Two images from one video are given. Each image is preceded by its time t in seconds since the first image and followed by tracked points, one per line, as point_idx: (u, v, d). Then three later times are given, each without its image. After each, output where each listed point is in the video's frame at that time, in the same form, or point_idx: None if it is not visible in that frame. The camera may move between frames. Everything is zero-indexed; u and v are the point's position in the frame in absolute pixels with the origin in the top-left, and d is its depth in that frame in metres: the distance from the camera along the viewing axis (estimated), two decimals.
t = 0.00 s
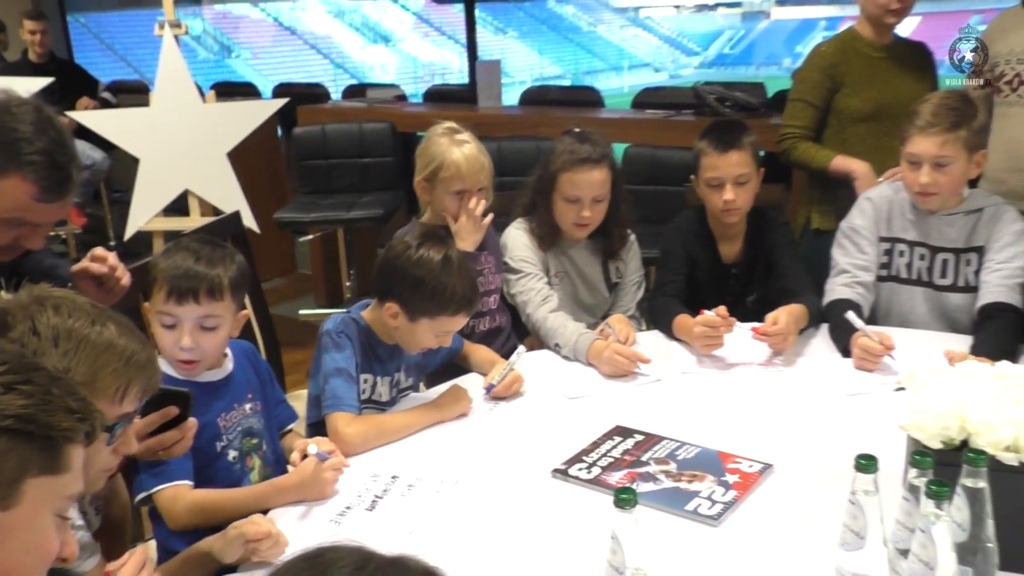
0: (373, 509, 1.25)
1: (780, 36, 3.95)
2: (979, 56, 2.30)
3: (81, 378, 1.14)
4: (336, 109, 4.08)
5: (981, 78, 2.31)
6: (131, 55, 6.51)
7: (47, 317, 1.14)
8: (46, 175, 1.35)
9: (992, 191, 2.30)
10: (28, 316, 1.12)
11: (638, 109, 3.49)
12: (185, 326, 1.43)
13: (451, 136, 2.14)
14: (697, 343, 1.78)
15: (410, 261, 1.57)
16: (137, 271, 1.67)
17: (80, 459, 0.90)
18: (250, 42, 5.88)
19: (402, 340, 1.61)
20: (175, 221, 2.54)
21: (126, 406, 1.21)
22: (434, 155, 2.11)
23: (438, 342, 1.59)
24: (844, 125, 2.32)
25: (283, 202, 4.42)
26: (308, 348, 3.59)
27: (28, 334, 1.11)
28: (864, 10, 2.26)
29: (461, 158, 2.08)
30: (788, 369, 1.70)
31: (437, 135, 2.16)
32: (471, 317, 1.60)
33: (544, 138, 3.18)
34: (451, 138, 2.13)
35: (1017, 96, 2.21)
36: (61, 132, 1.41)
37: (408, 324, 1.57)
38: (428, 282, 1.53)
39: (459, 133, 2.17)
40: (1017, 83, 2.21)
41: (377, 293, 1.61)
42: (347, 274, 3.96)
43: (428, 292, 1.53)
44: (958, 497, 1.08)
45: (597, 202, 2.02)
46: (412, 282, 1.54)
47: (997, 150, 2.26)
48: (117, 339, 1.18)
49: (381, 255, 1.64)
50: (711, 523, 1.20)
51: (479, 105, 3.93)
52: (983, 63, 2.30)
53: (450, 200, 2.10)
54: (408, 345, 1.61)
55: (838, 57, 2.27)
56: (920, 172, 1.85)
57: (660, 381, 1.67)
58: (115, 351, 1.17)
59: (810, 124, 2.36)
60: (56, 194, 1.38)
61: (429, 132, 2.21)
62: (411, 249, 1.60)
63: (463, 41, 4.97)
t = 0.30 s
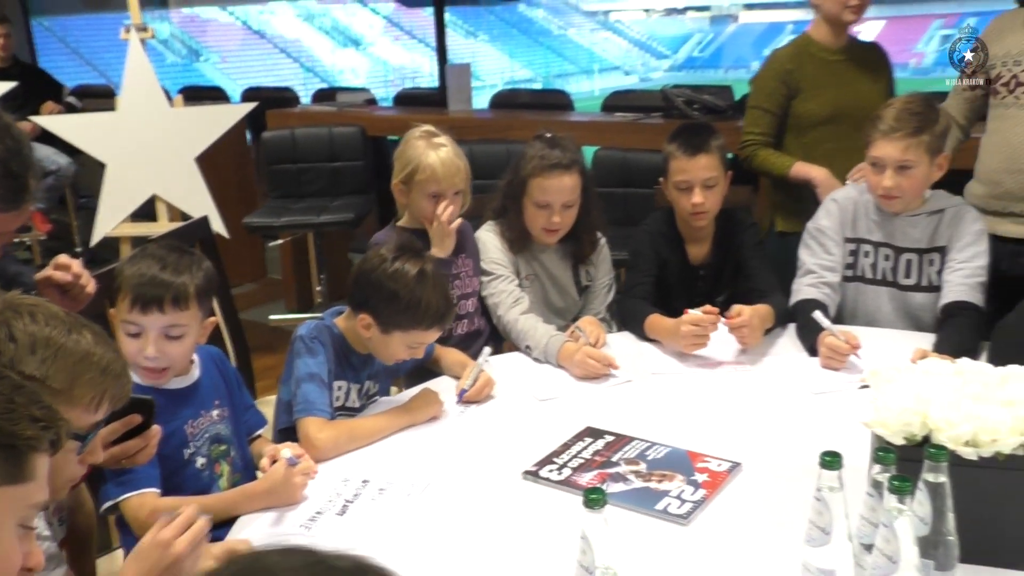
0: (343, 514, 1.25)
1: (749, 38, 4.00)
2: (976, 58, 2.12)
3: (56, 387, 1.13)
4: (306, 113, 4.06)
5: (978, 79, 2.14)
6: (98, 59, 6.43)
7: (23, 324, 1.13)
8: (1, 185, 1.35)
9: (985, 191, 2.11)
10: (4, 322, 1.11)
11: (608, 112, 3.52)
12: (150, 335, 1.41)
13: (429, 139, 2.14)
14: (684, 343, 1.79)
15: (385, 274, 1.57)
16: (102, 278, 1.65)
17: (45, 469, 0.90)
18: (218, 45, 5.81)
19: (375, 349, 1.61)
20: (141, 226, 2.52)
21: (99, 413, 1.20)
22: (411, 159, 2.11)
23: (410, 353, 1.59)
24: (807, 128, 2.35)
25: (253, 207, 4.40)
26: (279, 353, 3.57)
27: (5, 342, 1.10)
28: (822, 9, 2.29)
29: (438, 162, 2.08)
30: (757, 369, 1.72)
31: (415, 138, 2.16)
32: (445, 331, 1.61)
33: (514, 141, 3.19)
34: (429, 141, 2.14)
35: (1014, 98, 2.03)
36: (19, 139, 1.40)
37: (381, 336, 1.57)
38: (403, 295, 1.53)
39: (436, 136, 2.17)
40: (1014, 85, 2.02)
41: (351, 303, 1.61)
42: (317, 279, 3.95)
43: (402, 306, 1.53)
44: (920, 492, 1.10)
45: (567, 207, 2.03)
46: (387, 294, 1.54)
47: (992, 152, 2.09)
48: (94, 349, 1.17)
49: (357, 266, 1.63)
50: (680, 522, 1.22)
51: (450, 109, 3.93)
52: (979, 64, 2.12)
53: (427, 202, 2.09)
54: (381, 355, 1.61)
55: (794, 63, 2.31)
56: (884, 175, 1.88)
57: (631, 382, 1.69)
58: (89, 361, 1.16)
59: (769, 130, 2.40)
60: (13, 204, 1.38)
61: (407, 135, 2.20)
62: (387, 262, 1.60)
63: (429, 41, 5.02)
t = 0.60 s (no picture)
0: (312, 520, 1.24)
1: (715, 43, 4.05)
2: (976, 57, 2.12)
3: (21, 393, 1.12)
4: (275, 119, 4.04)
5: (977, 79, 2.14)
6: (63, 64, 6.34)
7: None
8: None
9: (986, 194, 2.09)
10: None
11: (576, 117, 3.54)
12: (115, 345, 1.39)
13: (403, 145, 2.13)
14: (648, 341, 1.82)
15: (357, 281, 1.57)
16: (65, 286, 1.63)
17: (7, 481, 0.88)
18: (185, 51, 5.78)
19: (344, 356, 1.61)
20: (106, 233, 2.49)
21: (63, 420, 1.19)
22: (384, 164, 2.10)
23: (380, 360, 1.59)
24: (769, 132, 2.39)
25: (220, 213, 4.36)
26: (247, 360, 3.54)
27: None
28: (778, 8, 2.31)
29: (413, 168, 2.08)
30: (724, 370, 1.74)
31: (389, 144, 2.15)
32: (416, 338, 1.61)
33: (482, 146, 3.20)
34: (403, 147, 2.12)
35: (1016, 101, 2.03)
36: None
37: (350, 342, 1.57)
38: (374, 304, 1.53)
39: (412, 142, 2.17)
40: (1016, 87, 2.02)
41: (320, 309, 1.61)
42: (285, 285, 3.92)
43: (373, 314, 1.53)
44: (880, 489, 1.12)
45: (538, 213, 2.04)
46: (357, 302, 1.54)
47: (995, 152, 2.07)
48: (58, 355, 1.16)
49: (328, 273, 1.63)
50: (648, 523, 1.23)
51: (419, 114, 3.94)
52: (978, 65, 2.12)
53: (398, 206, 2.10)
54: (351, 362, 1.61)
55: (752, 72, 2.32)
56: (845, 178, 1.91)
57: (599, 385, 1.70)
58: (53, 367, 1.15)
59: (730, 141, 2.40)
60: None
61: (382, 140, 2.19)
62: (358, 270, 1.60)
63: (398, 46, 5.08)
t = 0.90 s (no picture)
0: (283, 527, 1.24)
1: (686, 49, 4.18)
2: (975, 58, 2.08)
3: None
4: (245, 125, 4.03)
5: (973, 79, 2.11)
6: (26, 70, 6.26)
7: None
8: None
9: (970, 197, 2.12)
10: None
11: (548, 122, 3.57)
12: (127, 351, 1.39)
13: (378, 148, 2.13)
14: (620, 343, 1.84)
15: (329, 286, 1.56)
16: (31, 295, 1.61)
17: None
18: (154, 55, 5.61)
19: (316, 361, 1.60)
20: (74, 240, 2.46)
21: (35, 428, 1.19)
22: (357, 165, 2.11)
23: (352, 365, 1.59)
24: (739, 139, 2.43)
25: (190, 219, 4.33)
26: (218, 367, 3.51)
27: None
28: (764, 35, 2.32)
29: (384, 172, 2.08)
30: (693, 372, 1.76)
31: (365, 146, 2.16)
32: (389, 344, 1.61)
33: (454, 151, 3.20)
34: (377, 150, 2.12)
35: (1003, 105, 2.03)
36: None
37: (322, 347, 1.56)
38: (346, 309, 1.53)
39: (385, 146, 2.17)
40: (1004, 91, 2.01)
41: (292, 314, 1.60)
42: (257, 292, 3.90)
43: (345, 319, 1.53)
44: (846, 488, 1.14)
45: (511, 218, 2.04)
46: (329, 307, 1.54)
47: (977, 157, 2.10)
48: (29, 362, 1.17)
49: (301, 277, 1.62)
50: (620, 525, 1.24)
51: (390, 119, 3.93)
52: (977, 65, 2.08)
53: (366, 208, 2.09)
54: (323, 368, 1.60)
55: (738, 72, 2.34)
56: (813, 182, 1.94)
57: (572, 389, 1.71)
58: (24, 374, 1.15)
59: (713, 139, 2.41)
60: None
61: (357, 143, 2.19)
62: (331, 275, 1.59)
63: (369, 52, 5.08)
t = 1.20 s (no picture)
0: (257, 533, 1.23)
1: (662, 54, 4.45)
2: (975, 58, 2.08)
3: None
4: (221, 131, 4.01)
5: (975, 80, 2.09)
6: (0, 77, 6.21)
7: None
8: None
9: (954, 201, 2.15)
10: None
11: (525, 127, 3.58)
12: (120, 355, 1.40)
13: (354, 154, 2.14)
14: (597, 351, 1.85)
15: (307, 291, 1.56)
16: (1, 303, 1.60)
17: None
18: (129, 61, 5.62)
19: (293, 367, 1.60)
20: (47, 248, 2.44)
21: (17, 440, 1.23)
22: (333, 170, 2.11)
23: (329, 370, 1.59)
24: (743, 140, 2.47)
25: (166, 226, 4.31)
26: (194, 375, 3.49)
27: None
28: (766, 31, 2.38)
29: (356, 176, 2.07)
30: (669, 374, 1.78)
31: (343, 152, 2.16)
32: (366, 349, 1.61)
33: (431, 157, 3.21)
34: (353, 156, 2.13)
35: (983, 109, 2.09)
36: None
37: (299, 352, 1.56)
38: (323, 313, 1.53)
39: (363, 152, 2.17)
40: (982, 96, 2.09)
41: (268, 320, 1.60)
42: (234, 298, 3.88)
43: (322, 324, 1.53)
44: (819, 488, 1.15)
45: (488, 224, 2.05)
46: (305, 311, 1.53)
47: (957, 162, 2.15)
48: (13, 376, 1.21)
49: (278, 282, 1.62)
50: (596, 528, 1.25)
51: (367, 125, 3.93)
52: (977, 66, 2.08)
53: (338, 212, 2.09)
54: (300, 373, 1.60)
55: (746, 72, 2.39)
56: (786, 185, 1.96)
57: (549, 392, 1.71)
58: (8, 388, 1.19)
59: (711, 134, 2.44)
60: None
61: (335, 150, 2.20)
62: (309, 279, 1.59)
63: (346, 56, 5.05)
